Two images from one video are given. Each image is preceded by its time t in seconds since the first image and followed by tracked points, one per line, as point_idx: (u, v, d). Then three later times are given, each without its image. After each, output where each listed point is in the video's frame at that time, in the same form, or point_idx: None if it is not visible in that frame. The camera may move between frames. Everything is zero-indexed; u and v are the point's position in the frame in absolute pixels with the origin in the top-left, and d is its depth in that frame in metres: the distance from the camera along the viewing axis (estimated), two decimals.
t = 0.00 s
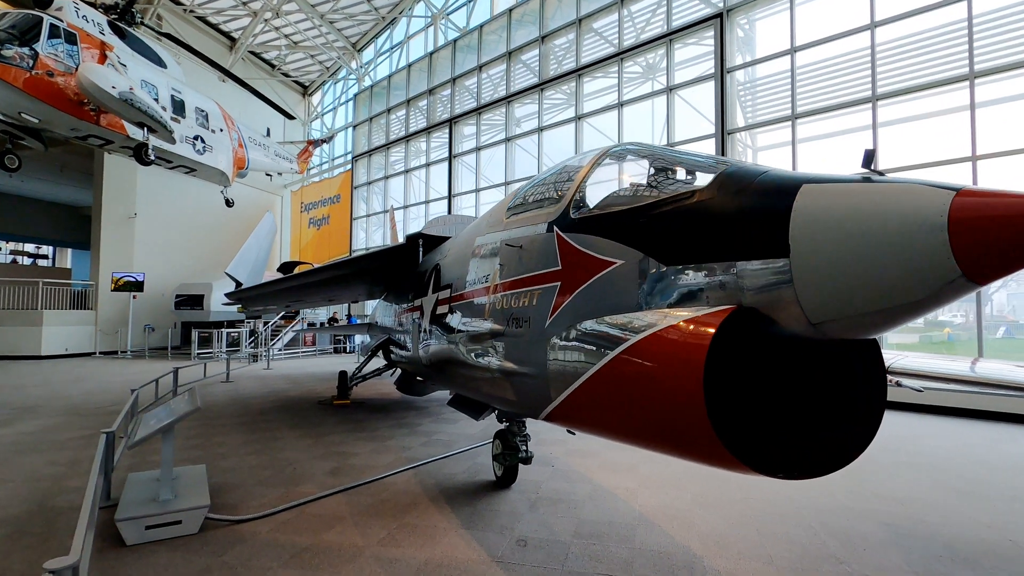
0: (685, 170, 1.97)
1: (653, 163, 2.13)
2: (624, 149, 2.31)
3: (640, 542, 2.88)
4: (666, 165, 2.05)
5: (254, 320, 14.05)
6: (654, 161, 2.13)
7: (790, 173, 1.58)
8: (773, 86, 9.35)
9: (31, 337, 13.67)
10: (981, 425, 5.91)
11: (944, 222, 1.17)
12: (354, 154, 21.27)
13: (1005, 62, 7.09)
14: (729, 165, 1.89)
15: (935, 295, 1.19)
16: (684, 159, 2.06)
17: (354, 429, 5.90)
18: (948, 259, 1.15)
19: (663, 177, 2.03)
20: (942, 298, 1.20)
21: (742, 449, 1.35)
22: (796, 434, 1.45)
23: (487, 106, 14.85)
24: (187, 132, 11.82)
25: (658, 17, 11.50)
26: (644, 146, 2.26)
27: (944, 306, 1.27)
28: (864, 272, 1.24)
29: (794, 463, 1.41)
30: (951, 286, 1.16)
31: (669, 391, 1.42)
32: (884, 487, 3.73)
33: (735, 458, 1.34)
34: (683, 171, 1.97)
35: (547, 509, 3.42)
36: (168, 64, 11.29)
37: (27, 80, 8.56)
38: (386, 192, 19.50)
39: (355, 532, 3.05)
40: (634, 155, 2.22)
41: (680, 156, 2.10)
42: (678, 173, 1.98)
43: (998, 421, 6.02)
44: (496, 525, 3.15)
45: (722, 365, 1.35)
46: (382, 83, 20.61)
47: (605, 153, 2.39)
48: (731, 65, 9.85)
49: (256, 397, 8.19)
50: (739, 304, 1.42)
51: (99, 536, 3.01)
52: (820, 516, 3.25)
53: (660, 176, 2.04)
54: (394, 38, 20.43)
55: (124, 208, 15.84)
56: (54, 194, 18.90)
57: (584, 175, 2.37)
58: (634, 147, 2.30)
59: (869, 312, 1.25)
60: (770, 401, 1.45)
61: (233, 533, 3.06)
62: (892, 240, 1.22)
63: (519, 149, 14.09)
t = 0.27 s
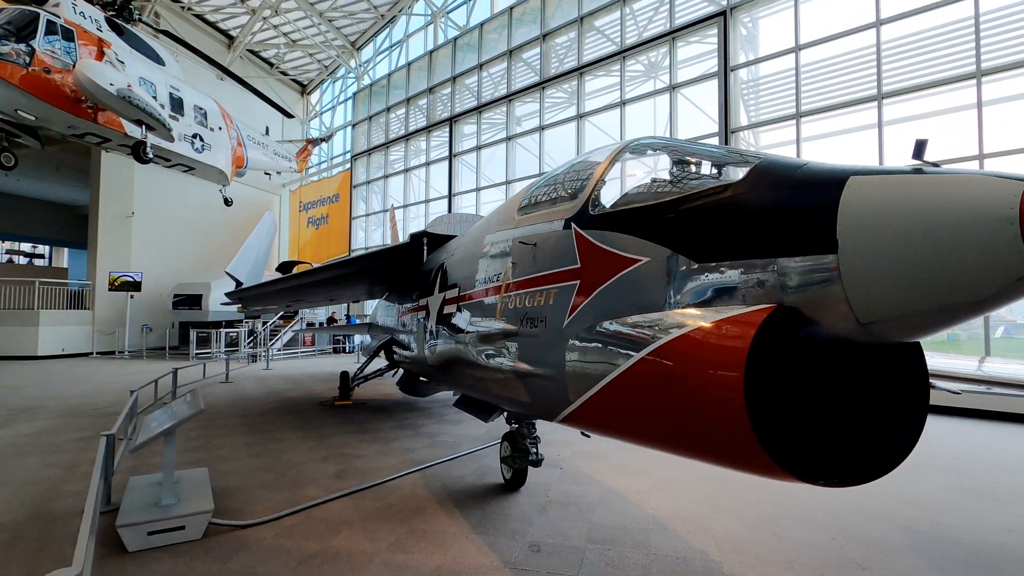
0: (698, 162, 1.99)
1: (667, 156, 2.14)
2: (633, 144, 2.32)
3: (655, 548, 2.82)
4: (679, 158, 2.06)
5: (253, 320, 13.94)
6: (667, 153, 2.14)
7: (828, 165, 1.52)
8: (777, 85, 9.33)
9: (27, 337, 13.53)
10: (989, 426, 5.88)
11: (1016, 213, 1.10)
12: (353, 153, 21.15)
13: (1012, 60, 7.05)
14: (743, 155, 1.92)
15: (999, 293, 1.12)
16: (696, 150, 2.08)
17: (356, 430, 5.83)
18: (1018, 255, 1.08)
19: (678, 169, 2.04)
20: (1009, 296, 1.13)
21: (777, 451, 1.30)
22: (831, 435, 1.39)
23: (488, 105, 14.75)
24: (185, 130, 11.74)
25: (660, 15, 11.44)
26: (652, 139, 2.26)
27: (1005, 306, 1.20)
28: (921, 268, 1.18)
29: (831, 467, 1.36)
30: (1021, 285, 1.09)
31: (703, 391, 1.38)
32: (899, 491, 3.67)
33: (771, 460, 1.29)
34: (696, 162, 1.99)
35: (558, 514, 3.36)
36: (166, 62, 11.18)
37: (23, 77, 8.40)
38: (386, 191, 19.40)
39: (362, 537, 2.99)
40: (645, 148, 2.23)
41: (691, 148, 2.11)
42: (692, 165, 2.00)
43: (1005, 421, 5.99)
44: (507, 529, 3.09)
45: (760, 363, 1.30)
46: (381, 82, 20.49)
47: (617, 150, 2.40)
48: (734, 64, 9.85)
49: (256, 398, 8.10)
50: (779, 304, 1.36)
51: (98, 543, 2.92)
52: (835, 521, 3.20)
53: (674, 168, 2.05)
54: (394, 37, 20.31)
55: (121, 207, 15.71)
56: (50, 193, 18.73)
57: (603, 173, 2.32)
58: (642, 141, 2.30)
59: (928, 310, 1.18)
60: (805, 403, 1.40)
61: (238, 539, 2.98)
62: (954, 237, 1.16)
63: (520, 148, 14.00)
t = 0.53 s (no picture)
0: (718, 153, 2.04)
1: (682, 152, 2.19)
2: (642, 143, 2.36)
3: (678, 555, 2.76)
4: (699, 152, 2.10)
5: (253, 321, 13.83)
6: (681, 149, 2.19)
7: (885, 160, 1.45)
8: (784, 83, 9.30)
9: (25, 338, 13.41)
10: (1001, 428, 5.82)
11: None
12: (354, 153, 21.04)
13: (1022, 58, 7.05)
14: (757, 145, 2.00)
15: None
16: (710, 142, 2.13)
17: (362, 433, 5.75)
18: None
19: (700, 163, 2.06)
20: None
21: (829, 455, 1.26)
22: (881, 439, 1.34)
23: (489, 104, 14.66)
24: (185, 129, 11.64)
25: (664, 13, 11.38)
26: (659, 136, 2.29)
27: None
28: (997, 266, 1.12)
29: (882, 474, 1.30)
30: None
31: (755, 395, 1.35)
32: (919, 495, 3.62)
33: (825, 465, 1.25)
34: (717, 155, 2.03)
35: (575, 519, 3.30)
36: (166, 60, 11.07)
37: (22, 75, 8.28)
38: (386, 191, 19.29)
39: (376, 543, 2.92)
40: (659, 146, 2.24)
41: (702, 142, 2.16)
42: (715, 157, 2.03)
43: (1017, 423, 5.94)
44: (524, 535, 3.03)
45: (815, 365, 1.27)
46: (381, 82, 20.39)
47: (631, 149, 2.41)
48: (739, 63, 9.81)
49: (258, 399, 8.01)
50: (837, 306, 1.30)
51: (105, 551, 2.85)
52: (858, 526, 3.15)
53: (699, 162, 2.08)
54: (394, 36, 20.21)
55: (120, 207, 15.60)
56: (48, 193, 18.60)
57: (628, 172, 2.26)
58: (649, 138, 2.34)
59: (1004, 314, 1.11)
60: (852, 407, 1.35)
61: (249, 546, 2.91)
62: None
63: (523, 147, 13.93)
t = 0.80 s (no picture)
0: (734, 148, 2.02)
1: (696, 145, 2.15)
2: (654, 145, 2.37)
3: (697, 561, 2.71)
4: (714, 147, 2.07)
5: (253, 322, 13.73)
6: (693, 143, 2.17)
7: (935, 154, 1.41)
8: (789, 82, 9.26)
9: (24, 340, 13.30)
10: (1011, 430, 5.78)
11: None
12: (353, 153, 20.94)
13: None
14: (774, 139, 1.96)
15: None
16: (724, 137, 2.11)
17: (367, 436, 5.68)
18: None
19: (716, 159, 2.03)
20: None
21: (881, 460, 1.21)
22: (925, 443, 1.30)
23: (491, 104, 14.56)
24: (185, 129, 11.55)
25: (667, 13, 11.32)
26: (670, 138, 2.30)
27: None
28: None
29: (928, 479, 1.27)
30: None
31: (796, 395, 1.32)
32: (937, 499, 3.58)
33: (874, 472, 1.21)
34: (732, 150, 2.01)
35: (589, 524, 3.24)
36: (166, 60, 10.99)
37: (21, 73, 8.19)
38: (386, 191, 19.19)
39: (389, 550, 2.85)
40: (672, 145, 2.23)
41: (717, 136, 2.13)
42: (729, 152, 2.01)
43: None
44: (539, 541, 2.97)
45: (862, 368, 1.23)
46: (381, 82, 20.31)
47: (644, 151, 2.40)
48: (743, 62, 9.77)
49: (260, 401, 7.92)
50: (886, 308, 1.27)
51: (110, 559, 2.78)
52: (876, 531, 3.10)
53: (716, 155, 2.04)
54: (394, 36, 20.13)
55: (119, 207, 15.49)
56: (46, 193, 18.48)
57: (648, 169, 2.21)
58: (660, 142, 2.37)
59: None
60: (893, 410, 1.31)
61: (258, 553, 2.84)
62: None
63: (524, 147, 13.85)
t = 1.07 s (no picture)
0: (751, 140, 1.97)
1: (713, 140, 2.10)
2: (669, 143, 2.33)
3: (716, 569, 2.63)
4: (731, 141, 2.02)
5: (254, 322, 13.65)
6: (709, 137, 2.12)
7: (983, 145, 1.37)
8: (795, 81, 9.22)
9: (23, 341, 13.22)
10: None
11: None
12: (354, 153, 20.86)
13: None
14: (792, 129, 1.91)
15: None
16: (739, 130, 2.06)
17: (371, 438, 5.60)
18: None
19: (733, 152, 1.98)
20: None
21: (929, 462, 1.22)
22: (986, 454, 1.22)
23: (493, 104, 14.47)
24: (186, 128, 11.47)
25: (671, 12, 11.27)
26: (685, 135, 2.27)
27: None
28: None
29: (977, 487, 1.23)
30: None
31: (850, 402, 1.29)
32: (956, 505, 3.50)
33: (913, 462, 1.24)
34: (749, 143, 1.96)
35: (602, 530, 3.16)
36: (166, 58, 10.90)
37: (20, 71, 8.10)
38: (387, 191, 19.10)
39: (398, 557, 2.78)
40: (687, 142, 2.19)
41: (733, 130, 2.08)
42: (747, 145, 1.96)
43: None
44: (552, 547, 2.90)
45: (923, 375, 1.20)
46: (382, 82, 20.22)
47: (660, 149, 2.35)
48: (748, 61, 9.71)
49: (262, 403, 7.83)
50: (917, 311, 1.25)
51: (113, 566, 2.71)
52: (897, 538, 3.03)
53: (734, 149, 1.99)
54: (395, 36, 20.04)
55: (119, 207, 15.41)
56: (45, 193, 18.38)
57: (669, 166, 2.15)
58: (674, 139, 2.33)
59: None
60: (952, 420, 1.22)
61: (264, 560, 2.77)
62: None
63: (527, 147, 13.78)
